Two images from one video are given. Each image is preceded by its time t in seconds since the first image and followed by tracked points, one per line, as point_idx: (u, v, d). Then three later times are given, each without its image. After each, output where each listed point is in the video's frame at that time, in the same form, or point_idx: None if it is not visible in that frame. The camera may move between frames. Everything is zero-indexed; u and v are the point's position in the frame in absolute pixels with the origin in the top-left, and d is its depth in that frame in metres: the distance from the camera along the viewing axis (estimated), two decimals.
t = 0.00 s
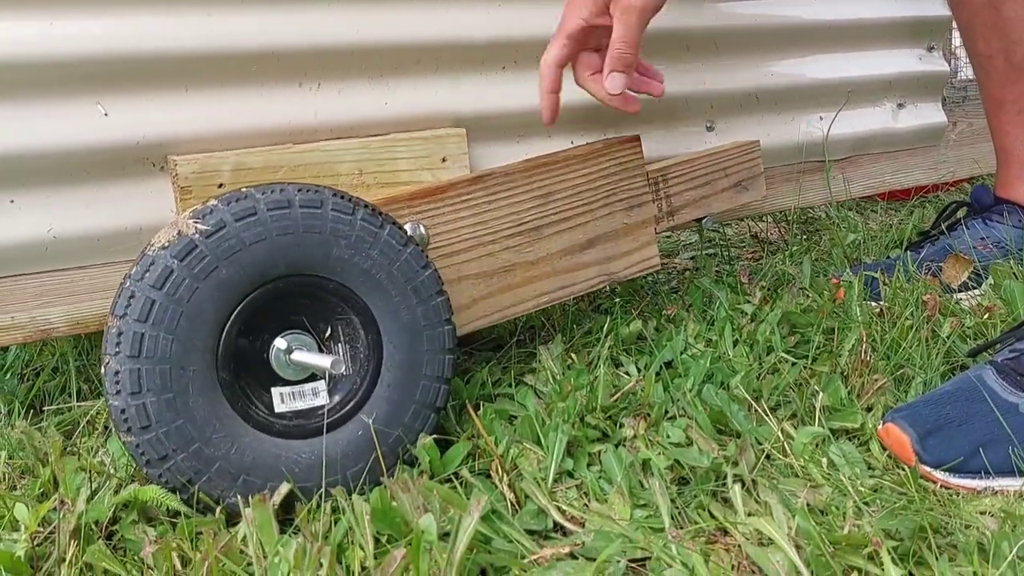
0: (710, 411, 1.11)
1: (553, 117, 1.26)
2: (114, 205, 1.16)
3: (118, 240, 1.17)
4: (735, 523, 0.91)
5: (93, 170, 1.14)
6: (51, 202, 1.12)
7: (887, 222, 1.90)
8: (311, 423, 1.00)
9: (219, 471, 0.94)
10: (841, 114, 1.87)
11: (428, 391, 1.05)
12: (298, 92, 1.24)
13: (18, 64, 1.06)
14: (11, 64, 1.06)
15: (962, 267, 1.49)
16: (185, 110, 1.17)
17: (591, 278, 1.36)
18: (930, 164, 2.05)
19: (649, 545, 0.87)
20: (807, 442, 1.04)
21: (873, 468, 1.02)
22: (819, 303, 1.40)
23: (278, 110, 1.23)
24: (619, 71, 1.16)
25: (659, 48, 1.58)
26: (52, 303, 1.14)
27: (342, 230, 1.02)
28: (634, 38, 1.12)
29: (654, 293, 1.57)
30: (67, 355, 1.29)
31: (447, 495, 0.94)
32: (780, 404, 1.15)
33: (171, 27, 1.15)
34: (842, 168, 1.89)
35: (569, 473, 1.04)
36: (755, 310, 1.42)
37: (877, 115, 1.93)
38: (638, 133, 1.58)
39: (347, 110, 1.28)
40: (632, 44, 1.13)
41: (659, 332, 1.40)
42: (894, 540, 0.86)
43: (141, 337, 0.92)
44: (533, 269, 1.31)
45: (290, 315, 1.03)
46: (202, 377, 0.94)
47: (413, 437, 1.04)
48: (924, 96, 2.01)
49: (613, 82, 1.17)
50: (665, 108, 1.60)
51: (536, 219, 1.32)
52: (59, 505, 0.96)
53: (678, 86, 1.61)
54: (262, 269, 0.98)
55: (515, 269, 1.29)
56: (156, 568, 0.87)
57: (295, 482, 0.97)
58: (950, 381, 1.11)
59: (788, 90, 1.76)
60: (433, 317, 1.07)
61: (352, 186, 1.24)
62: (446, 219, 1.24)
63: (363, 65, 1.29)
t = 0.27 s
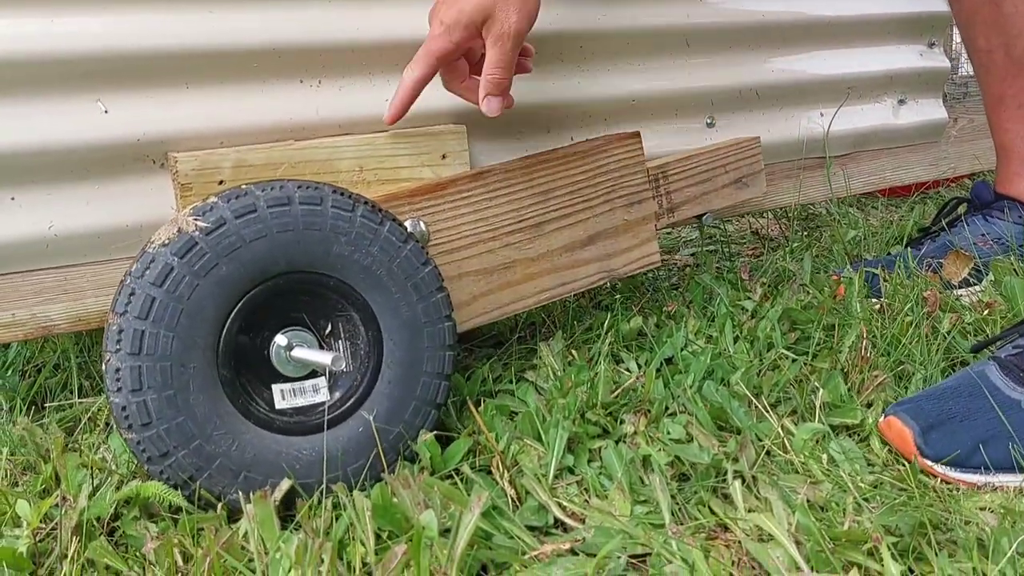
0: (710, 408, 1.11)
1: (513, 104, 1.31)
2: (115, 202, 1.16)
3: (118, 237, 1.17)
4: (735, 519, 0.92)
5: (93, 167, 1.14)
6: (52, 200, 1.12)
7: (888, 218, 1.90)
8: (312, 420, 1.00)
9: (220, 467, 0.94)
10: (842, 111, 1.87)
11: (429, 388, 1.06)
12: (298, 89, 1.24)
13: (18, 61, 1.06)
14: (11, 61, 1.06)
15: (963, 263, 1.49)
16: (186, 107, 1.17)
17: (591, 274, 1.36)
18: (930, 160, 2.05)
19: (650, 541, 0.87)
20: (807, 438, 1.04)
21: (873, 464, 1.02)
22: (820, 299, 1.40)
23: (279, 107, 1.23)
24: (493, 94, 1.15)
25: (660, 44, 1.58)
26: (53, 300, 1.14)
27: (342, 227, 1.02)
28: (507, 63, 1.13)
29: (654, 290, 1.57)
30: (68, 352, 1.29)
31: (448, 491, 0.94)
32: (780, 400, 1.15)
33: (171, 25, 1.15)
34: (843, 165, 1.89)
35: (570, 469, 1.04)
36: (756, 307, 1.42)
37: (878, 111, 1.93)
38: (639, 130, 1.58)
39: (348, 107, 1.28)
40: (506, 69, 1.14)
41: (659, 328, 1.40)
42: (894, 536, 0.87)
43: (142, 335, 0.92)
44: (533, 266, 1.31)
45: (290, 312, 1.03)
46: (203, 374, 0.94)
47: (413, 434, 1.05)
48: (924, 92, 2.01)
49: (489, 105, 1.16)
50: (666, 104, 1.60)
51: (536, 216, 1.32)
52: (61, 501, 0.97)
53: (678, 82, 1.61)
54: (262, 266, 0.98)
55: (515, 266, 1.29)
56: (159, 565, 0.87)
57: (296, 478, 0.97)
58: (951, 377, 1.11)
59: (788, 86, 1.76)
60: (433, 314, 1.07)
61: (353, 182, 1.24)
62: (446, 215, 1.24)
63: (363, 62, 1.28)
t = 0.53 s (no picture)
0: (711, 404, 1.11)
1: (509, 89, 1.37)
2: (117, 199, 1.16)
3: (120, 234, 1.17)
4: (736, 516, 0.92)
5: (94, 164, 1.14)
6: (53, 197, 1.13)
7: (889, 215, 1.90)
8: (312, 417, 1.01)
9: (221, 464, 0.94)
10: (843, 107, 1.87)
11: (430, 385, 1.06)
12: (300, 86, 1.24)
13: (19, 59, 1.06)
14: (12, 59, 1.06)
15: (964, 259, 1.49)
16: (187, 104, 1.17)
17: (592, 271, 1.36)
18: (932, 157, 2.05)
19: (650, 537, 0.87)
20: (808, 435, 1.04)
21: (874, 461, 1.02)
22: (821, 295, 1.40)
23: (280, 104, 1.23)
24: (492, 86, 1.24)
25: (661, 41, 1.58)
26: (54, 297, 1.14)
27: (343, 224, 1.02)
28: (503, 56, 1.21)
29: (655, 286, 1.57)
30: (70, 349, 1.29)
31: (449, 488, 0.94)
32: (781, 397, 1.15)
33: (172, 22, 1.15)
34: (845, 161, 1.89)
35: (571, 466, 1.04)
36: (757, 304, 1.42)
37: (880, 107, 1.93)
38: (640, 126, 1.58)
39: (349, 104, 1.28)
40: (503, 63, 1.22)
41: (660, 325, 1.40)
42: (895, 532, 0.87)
43: (143, 332, 0.92)
44: (534, 263, 1.31)
45: (291, 309, 1.03)
46: (204, 371, 0.94)
47: (414, 430, 1.05)
48: (926, 88, 2.01)
49: (487, 97, 1.24)
50: (668, 100, 1.60)
51: (537, 213, 1.32)
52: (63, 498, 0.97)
53: (680, 79, 1.60)
54: (263, 263, 0.98)
55: (516, 263, 1.29)
56: (161, 562, 0.88)
57: (297, 475, 0.97)
58: (952, 373, 1.11)
59: (790, 83, 1.76)
60: (434, 311, 1.07)
61: (354, 179, 1.24)
62: (447, 212, 1.24)
63: (364, 59, 1.28)
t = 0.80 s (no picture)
0: (713, 398, 1.11)
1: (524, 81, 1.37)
2: (119, 192, 1.16)
3: (121, 228, 1.17)
4: (737, 508, 0.92)
5: (96, 158, 1.14)
6: (54, 191, 1.13)
7: (891, 210, 1.89)
8: (314, 410, 1.01)
9: (223, 457, 0.94)
10: (845, 101, 1.86)
11: (431, 378, 1.06)
12: (300, 80, 1.24)
13: (20, 52, 1.06)
14: (13, 53, 1.06)
15: (966, 253, 1.46)
16: (187, 98, 1.17)
17: (593, 264, 1.36)
18: (934, 151, 2.05)
19: (652, 530, 0.88)
20: (809, 428, 1.04)
21: (875, 453, 1.02)
22: (822, 289, 1.40)
23: (280, 98, 1.23)
24: (504, 77, 1.23)
25: (663, 35, 1.57)
26: (56, 291, 1.14)
27: (344, 217, 1.02)
28: (508, 45, 1.20)
29: (657, 280, 1.57)
30: (72, 344, 1.29)
31: (450, 480, 0.94)
32: (783, 390, 1.15)
33: (172, 16, 1.14)
34: (847, 155, 1.89)
35: (572, 459, 1.04)
36: (758, 298, 1.42)
37: (882, 102, 1.93)
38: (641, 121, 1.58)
39: (350, 98, 1.28)
40: (509, 51, 1.21)
41: (662, 319, 1.40)
42: (896, 524, 0.87)
43: (144, 325, 0.92)
44: (535, 256, 1.31)
45: (292, 302, 1.03)
46: (205, 364, 0.94)
47: (415, 423, 1.05)
48: (928, 82, 2.01)
49: (501, 88, 1.24)
50: (669, 94, 1.60)
51: (538, 207, 1.32)
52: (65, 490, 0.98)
53: (682, 72, 1.60)
54: (264, 257, 0.98)
55: (517, 257, 1.29)
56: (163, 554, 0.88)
57: (298, 468, 0.97)
58: (954, 367, 1.11)
59: (792, 77, 1.76)
60: (435, 304, 1.07)
61: (354, 173, 1.24)
62: (447, 206, 1.24)
63: (365, 53, 1.28)
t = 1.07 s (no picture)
0: (715, 396, 1.11)
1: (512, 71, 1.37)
2: (121, 191, 1.16)
3: (123, 226, 1.17)
4: (739, 506, 0.92)
5: (97, 156, 1.14)
6: (56, 189, 1.13)
7: (894, 207, 1.89)
8: (315, 408, 1.01)
9: (225, 455, 0.94)
10: (848, 99, 1.86)
11: (433, 376, 1.06)
12: (302, 78, 1.24)
13: (21, 50, 1.06)
14: (14, 50, 1.06)
15: (969, 250, 1.46)
16: (189, 96, 1.17)
17: (595, 262, 1.36)
18: (937, 148, 2.04)
19: (654, 527, 0.87)
20: (812, 425, 1.04)
21: (878, 451, 1.02)
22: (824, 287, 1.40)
23: (281, 96, 1.23)
24: (491, 68, 1.24)
25: (665, 32, 1.57)
26: (58, 289, 1.14)
27: (346, 215, 1.02)
28: (494, 36, 1.20)
29: (659, 278, 1.57)
30: (74, 342, 1.29)
31: (452, 478, 0.94)
32: (785, 388, 1.15)
33: (173, 14, 1.14)
34: (850, 153, 1.88)
35: (574, 457, 1.04)
36: (761, 295, 1.42)
37: (884, 99, 1.92)
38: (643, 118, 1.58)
39: (351, 96, 1.27)
40: (495, 42, 1.21)
41: (664, 316, 1.40)
42: (899, 522, 0.86)
43: (146, 323, 0.92)
44: (537, 254, 1.31)
45: (294, 301, 1.03)
46: (208, 363, 0.94)
47: (416, 422, 1.05)
48: (931, 80, 2.00)
49: (489, 78, 1.25)
50: (671, 92, 1.59)
51: (540, 205, 1.31)
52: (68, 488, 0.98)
53: (684, 70, 1.60)
54: (266, 255, 0.98)
55: (519, 255, 1.29)
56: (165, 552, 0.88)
57: (300, 466, 0.98)
58: (957, 364, 1.11)
59: (794, 74, 1.75)
60: (437, 302, 1.07)
61: (356, 171, 1.24)
62: (448, 204, 1.24)
63: (367, 51, 1.28)
